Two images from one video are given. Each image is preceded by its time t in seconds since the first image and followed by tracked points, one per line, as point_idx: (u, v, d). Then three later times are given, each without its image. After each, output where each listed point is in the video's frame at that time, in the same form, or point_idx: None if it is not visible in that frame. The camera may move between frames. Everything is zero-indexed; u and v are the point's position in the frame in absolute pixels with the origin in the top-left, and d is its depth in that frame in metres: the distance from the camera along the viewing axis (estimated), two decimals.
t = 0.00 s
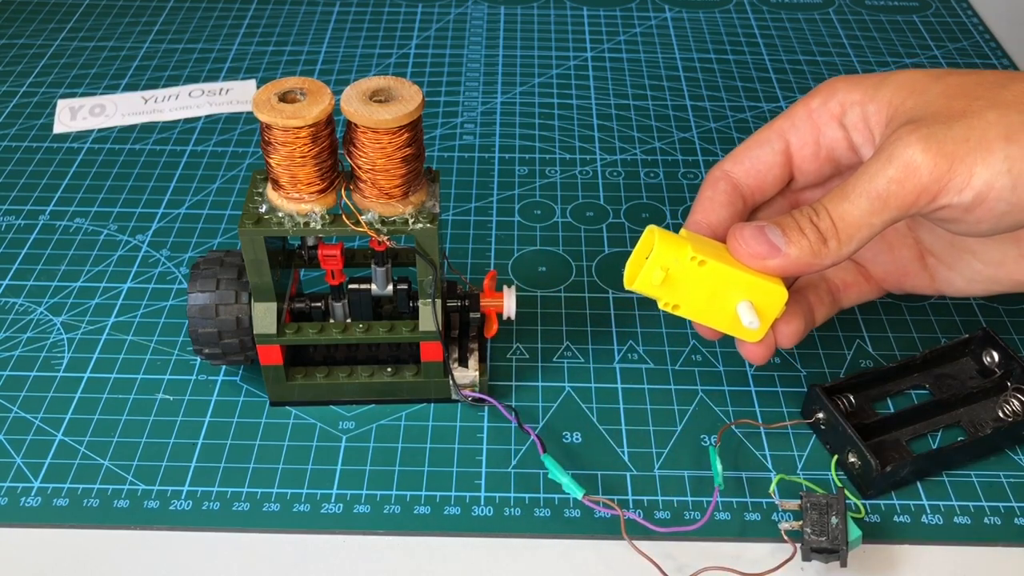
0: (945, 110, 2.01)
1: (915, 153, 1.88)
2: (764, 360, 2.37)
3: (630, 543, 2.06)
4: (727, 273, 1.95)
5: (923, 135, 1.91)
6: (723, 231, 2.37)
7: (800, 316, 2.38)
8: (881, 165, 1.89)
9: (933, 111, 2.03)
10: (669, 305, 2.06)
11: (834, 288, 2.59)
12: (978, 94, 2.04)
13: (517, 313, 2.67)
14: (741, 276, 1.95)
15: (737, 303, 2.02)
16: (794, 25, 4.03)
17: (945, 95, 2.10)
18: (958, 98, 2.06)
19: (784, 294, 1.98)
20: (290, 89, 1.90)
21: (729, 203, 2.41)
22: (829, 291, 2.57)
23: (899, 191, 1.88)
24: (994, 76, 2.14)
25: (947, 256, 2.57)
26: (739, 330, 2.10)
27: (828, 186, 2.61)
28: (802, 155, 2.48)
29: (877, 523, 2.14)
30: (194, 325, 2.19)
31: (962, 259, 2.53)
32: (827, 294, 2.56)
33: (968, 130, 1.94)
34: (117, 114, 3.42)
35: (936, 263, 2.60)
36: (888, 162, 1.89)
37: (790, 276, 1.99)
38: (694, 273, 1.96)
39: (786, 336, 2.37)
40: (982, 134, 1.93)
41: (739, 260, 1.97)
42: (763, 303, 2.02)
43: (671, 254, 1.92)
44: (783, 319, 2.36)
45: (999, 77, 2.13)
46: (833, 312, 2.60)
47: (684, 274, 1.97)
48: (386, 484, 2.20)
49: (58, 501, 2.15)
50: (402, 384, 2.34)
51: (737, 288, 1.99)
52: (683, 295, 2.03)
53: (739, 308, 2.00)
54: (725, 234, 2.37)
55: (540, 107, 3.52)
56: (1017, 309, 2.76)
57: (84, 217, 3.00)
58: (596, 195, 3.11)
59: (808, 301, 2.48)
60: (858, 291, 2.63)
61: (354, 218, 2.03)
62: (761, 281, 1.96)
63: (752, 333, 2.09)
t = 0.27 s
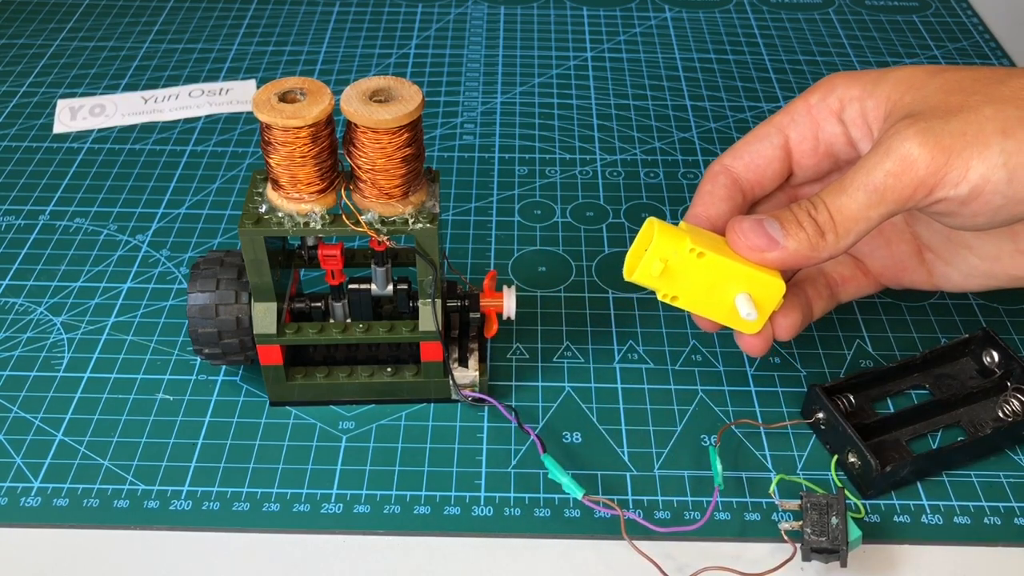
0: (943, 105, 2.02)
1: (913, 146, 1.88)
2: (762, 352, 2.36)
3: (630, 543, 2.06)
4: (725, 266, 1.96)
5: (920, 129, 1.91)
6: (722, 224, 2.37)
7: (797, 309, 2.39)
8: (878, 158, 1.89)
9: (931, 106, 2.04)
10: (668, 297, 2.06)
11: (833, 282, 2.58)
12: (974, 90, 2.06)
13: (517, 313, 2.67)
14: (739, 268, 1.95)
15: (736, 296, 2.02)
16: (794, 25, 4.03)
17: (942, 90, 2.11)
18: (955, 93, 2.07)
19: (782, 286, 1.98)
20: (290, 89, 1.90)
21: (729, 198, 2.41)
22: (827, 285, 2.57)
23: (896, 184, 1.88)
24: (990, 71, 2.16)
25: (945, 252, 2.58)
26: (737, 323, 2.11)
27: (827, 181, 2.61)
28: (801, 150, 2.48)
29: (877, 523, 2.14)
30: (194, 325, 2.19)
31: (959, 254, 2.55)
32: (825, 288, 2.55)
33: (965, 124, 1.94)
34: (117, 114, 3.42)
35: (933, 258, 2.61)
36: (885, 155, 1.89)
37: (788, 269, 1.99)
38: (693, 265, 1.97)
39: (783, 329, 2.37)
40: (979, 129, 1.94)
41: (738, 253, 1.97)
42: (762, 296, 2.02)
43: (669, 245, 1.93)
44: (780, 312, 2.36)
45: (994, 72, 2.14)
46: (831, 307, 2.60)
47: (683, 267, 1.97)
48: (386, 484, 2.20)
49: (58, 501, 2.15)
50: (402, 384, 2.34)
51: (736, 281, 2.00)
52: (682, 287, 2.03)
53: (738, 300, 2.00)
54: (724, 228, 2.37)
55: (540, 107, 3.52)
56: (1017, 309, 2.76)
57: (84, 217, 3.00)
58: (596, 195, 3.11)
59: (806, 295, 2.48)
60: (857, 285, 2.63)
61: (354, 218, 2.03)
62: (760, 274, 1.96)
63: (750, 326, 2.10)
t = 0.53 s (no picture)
0: (939, 104, 2.02)
1: (910, 146, 1.88)
2: (760, 353, 2.35)
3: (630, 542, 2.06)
4: (723, 267, 1.96)
5: (917, 129, 1.91)
6: (719, 225, 2.38)
7: (795, 309, 2.39)
8: (875, 158, 1.89)
9: (928, 105, 2.04)
10: (665, 299, 2.06)
11: (830, 282, 2.58)
12: (971, 88, 2.05)
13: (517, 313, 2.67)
14: (736, 270, 1.95)
15: (733, 297, 2.03)
16: (794, 25, 4.03)
17: (938, 89, 2.10)
18: (951, 92, 2.06)
19: (779, 287, 1.99)
20: (290, 89, 1.90)
21: (725, 198, 2.42)
22: (824, 284, 2.56)
23: (893, 184, 1.88)
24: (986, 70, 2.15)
25: (942, 250, 2.57)
26: (735, 325, 2.11)
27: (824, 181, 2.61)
28: (797, 149, 2.48)
29: (877, 523, 2.14)
30: (194, 325, 2.19)
31: (956, 253, 2.55)
32: (823, 288, 2.55)
33: (962, 123, 1.94)
34: (117, 114, 3.42)
35: (931, 257, 2.62)
36: (882, 155, 1.89)
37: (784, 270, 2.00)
38: (690, 267, 1.97)
39: (782, 329, 2.37)
40: (976, 127, 1.94)
41: (735, 254, 1.98)
42: (760, 297, 2.03)
43: (667, 247, 1.93)
44: (779, 312, 2.36)
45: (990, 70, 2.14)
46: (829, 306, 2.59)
47: (681, 268, 1.97)
48: (386, 484, 2.20)
49: (58, 501, 2.15)
50: (402, 384, 2.34)
51: (733, 282, 2.00)
52: (680, 289, 2.03)
53: (736, 301, 2.00)
54: (721, 228, 2.37)
55: (540, 107, 3.52)
56: (1017, 309, 2.76)
57: (84, 217, 3.00)
58: (596, 195, 3.11)
59: (804, 295, 2.48)
60: (854, 284, 2.62)
61: (354, 218, 2.03)
62: (757, 275, 1.97)
63: (748, 327, 2.10)
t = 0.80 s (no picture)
0: (934, 102, 2.02)
1: (904, 144, 1.88)
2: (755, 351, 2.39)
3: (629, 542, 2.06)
4: (717, 265, 1.96)
5: (912, 127, 1.91)
6: (715, 222, 2.37)
7: (791, 305, 2.40)
8: (870, 155, 1.89)
9: (923, 102, 2.03)
10: (660, 298, 2.06)
11: (825, 278, 2.60)
12: (964, 85, 2.05)
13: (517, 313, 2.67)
14: (731, 268, 1.96)
15: (728, 295, 2.03)
16: (794, 25, 4.03)
17: (931, 86, 2.10)
18: (945, 89, 2.05)
19: (773, 284, 1.99)
20: (290, 89, 1.90)
21: (720, 195, 2.41)
22: (819, 281, 2.58)
23: (888, 181, 1.88)
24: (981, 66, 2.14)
25: (937, 246, 2.56)
26: (730, 323, 2.11)
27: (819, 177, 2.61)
28: (792, 146, 2.48)
29: (877, 523, 2.14)
30: (194, 325, 2.19)
31: (950, 249, 2.54)
32: (818, 284, 2.57)
33: (956, 121, 1.94)
34: (117, 114, 3.42)
35: (925, 252, 2.61)
36: (877, 152, 1.89)
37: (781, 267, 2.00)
38: (685, 266, 1.97)
39: (777, 325, 2.38)
40: (971, 125, 1.94)
41: (730, 253, 1.98)
42: (754, 295, 2.03)
43: (661, 246, 1.93)
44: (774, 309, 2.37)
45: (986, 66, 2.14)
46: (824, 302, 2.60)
47: (675, 267, 1.97)
48: (386, 484, 2.20)
49: (58, 501, 2.15)
50: (402, 384, 2.34)
51: (727, 281, 2.00)
52: (674, 289, 2.03)
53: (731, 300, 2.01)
54: (716, 226, 2.36)
55: (540, 107, 3.52)
56: (1017, 309, 2.76)
57: (84, 217, 3.00)
58: (596, 195, 3.11)
59: (799, 291, 2.49)
60: (848, 280, 2.64)
61: (354, 218, 2.03)
62: (751, 273, 1.97)
63: (743, 326, 2.10)
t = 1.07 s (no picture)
0: (941, 102, 2.02)
1: (911, 145, 1.88)
2: (761, 351, 2.36)
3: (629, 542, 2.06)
4: (723, 267, 1.96)
5: (918, 127, 1.91)
6: (720, 222, 2.36)
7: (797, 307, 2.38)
8: (877, 157, 1.88)
9: (928, 103, 2.03)
10: (666, 299, 2.07)
11: (830, 278, 2.59)
12: (971, 86, 2.05)
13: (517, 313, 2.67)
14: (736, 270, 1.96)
15: (734, 296, 2.03)
16: (794, 25, 4.03)
17: (938, 86, 2.10)
18: (951, 90, 2.06)
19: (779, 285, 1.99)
20: (290, 89, 1.90)
21: (725, 195, 2.41)
22: (825, 281, 2.57)
23: (894, 183, 1.88)
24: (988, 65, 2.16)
25: (943, 247, 2.57)
26: (735, 323, 2.12)
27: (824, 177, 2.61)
28: (797, 146, 2.48)
29: (877, 523, 2.14)
30: (194, 325, 2.19)
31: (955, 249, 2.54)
32: (823, 284, 2.56)
33: (962, 122, 1.94)
34: (117, 114, 3.42)
35: (930, 251, 2.61)
36: (884, 154, 1.88)
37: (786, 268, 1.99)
38: (690, 268, 1.97)
39: (783, 327, 2.37)
40: (977, 126, 1.94)
41: (736, 254, 1.98)
42: (760, 296, 2.03)
43: (667, 249, 1.93)
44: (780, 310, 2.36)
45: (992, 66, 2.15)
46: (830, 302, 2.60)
47: (681, 269, 1.97)
48: (386, 484, 2.20)
49: (58, 501, 2.15)
50: (402, 384, 2.34)
51: (733, 282, 2.00)
52: (680, 289, 2.04)
53: (737, 301, 2.01)
54: (721, 226, 2.36)
55: (540, 107, 3.52)
56: (1017, 309, 2.76)
57: (84, 216, 3.00)
58: (596, 195, 3.11)
59: (804, 292, 2.48)
60: (853, 281, 2.64)
61: (354, 218, 2.03)
62: (756, 274, 1.97)
63: (748, 326, 2.11)
